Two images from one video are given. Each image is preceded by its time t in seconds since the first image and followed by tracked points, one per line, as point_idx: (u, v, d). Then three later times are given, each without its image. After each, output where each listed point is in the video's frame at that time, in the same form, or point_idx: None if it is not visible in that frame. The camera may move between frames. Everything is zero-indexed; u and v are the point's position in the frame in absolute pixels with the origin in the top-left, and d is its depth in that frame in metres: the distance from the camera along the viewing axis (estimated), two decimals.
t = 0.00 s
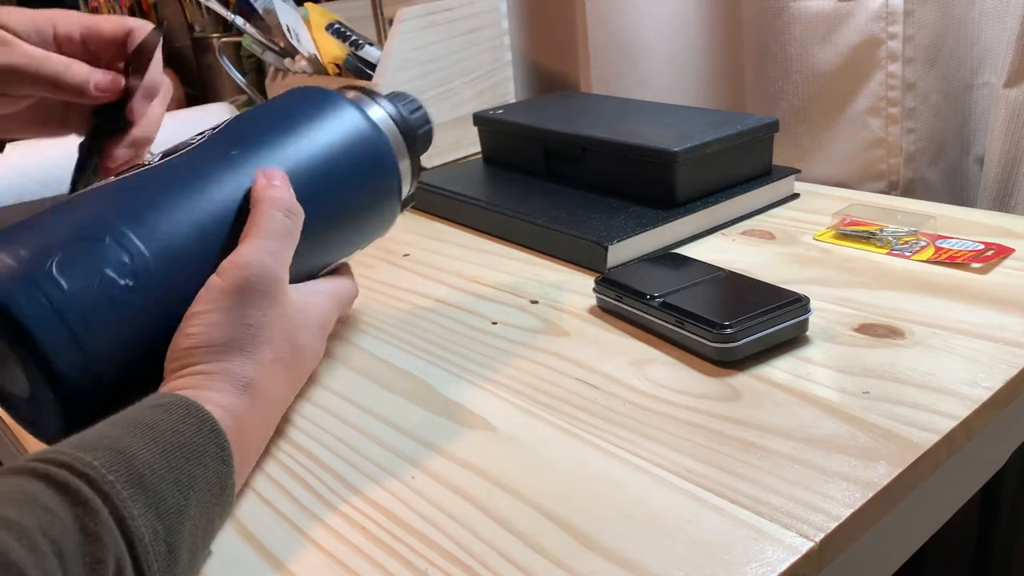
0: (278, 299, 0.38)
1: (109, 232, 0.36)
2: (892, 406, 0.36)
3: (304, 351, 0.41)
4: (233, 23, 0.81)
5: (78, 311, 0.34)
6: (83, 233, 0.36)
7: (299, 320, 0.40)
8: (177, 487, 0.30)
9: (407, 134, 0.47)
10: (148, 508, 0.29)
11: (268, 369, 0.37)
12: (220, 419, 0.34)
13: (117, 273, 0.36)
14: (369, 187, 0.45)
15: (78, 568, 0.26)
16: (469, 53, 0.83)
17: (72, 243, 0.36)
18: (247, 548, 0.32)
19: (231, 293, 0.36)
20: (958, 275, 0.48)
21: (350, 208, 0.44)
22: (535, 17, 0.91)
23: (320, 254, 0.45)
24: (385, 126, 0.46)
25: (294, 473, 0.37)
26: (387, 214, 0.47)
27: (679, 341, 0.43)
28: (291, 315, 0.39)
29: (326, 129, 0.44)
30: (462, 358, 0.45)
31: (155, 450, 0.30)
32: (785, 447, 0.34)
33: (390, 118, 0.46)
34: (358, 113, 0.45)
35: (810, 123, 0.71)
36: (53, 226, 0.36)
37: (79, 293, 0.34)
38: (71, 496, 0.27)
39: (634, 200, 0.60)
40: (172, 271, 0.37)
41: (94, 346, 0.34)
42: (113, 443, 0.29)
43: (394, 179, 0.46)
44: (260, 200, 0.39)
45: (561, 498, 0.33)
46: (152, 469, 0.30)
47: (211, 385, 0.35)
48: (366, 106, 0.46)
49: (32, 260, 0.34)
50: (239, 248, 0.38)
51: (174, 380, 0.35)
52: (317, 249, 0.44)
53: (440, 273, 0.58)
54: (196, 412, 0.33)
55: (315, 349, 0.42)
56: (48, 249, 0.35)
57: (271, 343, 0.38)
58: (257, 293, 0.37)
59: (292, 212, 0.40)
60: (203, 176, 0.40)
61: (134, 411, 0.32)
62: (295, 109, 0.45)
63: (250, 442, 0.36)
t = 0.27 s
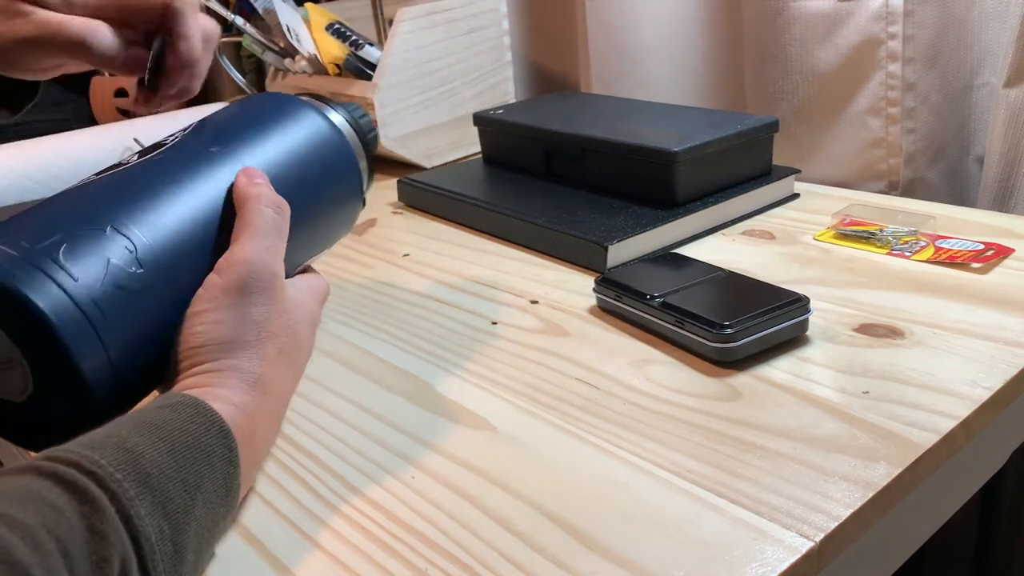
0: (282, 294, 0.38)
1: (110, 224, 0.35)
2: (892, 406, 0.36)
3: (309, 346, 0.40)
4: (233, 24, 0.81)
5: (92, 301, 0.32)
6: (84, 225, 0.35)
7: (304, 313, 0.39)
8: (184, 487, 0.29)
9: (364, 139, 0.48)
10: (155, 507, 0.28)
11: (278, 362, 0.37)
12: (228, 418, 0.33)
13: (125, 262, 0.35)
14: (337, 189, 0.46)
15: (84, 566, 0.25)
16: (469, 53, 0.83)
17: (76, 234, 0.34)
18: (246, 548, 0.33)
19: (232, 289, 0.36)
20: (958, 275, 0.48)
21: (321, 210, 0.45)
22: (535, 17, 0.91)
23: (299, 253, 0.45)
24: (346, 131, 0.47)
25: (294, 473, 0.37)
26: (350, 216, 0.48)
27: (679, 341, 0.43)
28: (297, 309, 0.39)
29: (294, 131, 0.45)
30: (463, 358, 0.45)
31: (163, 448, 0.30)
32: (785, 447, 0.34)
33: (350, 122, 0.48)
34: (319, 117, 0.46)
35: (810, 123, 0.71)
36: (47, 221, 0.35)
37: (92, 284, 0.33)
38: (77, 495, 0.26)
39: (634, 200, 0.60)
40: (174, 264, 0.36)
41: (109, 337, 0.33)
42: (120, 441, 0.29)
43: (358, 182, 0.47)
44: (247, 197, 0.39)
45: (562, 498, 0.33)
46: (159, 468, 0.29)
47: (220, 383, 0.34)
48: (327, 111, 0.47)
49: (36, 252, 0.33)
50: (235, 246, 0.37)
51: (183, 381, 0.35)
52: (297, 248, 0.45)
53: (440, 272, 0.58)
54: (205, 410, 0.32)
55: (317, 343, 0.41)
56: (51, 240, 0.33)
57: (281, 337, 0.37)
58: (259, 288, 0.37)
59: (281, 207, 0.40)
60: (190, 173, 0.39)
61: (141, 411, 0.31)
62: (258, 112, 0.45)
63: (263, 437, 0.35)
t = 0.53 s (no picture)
0: (288, 290, 0.38)
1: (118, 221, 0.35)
2: (892, 406, 0.36)
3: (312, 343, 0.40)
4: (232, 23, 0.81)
5: (111, 297, 0.32)
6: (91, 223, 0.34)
7: (308, 310, 0.39)
8: (195, 479, 0.29)
9: (340, 144, 0.49)
10: (166, 497, 0.27)
11: (289, 356, 0.36)
12: (242, 412, 0.33)
13: (137, 260, 0.34)
14: (317, 194, 0.46)
15: (94, 554, 0.25)
16: (469, 53, 0.83)
17: (86, 230, 0.33)
18: (245, 548, 0.33)
19: (242, 283, 0.36)
20: (958, 275, 0.48)
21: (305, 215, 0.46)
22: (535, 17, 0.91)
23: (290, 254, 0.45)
24: (324, 136, 0.47)
25: (293, 473, 0.37)
26: (330, 222, 0.49)
27: (679, 341, 0.43)
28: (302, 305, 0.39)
29: (277, 137, 0.45)
30: (463, 358, 0.45)
31: (175, 439, 0.29)
32: (785, 447, 0.34)
33: (327, 130, 0.48)
34: (299, 124, 0.46)
35: (810, 123, 0.71)
36: (50, 220, 0.34)
37: (109, 281, 0.32)
38: (88, 483, 0.25)
39: (634, 200, 0.60)
40: (181, 264, 0.36)
41: (128, 333, 0.32)
42: (133, 433, 0.28)
43: (336, 187, 0.48)
44: (246, 194, 0.40)
45: (562, 498, 0.33)
46: (171, 458, 0.28)
47: (236, 375, 0.34)
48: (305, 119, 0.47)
49: (47, 247, 0.32)
50: (241, 240, 0.37)
51: (198, 376, 0.34)
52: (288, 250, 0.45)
53: (440, 272, 0.58)
54: (218, 403, 0.31)
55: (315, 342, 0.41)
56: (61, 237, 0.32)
57: (290, 331, 0.37)
58: (268, 282, 0.37)
59: (280, 203, 0.40)
60: (187, 176, 0.39)
61: (154, 405, 0.31)
62: (240, 119, 0.45)
63: (276, 431, 0.34)
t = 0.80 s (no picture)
0: (296, 290, 0.38)
1: (133, 214, 0.35)
2: (891, 406, 0.36)
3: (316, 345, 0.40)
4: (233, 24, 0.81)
5: (127, 287, 0.32)
6: (108, 213, 0.34)
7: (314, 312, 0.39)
8: (203, 473, 0.29)
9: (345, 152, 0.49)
10: (176, 490, 0.27)
11: (297, 356, 0.36)
12: (251, 408, 0.33)
13: (151, 252, 0.34)
14: (323, 200, 0.46)
15: (105, 546, 0.24)
16: (469, 53, 0.83)
17: (103, 219, 0.33)
18: (245, 548, 0.33)
19: (252, 281, 0.36)
20: (958, 275, 0.48)
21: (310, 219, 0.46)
22: (535, 17, 0.91)
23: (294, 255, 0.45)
24: (330, 144, 0.48)
25: (293, 473, 0.37)
26: (333, 229, 0.49)
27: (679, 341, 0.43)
28: (309, 306, 0.39)
29: (283, 142, 0.45)
30: (463, 358, 0.45)
31: (183, 434, 0.29)
32: (784, 447, 0.34)
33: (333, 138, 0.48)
34: (305, 130, 0.47)
35: (810, 123, 0.71)
36: (66, 209, 0.33)
37: (124, 269, 0.32)
38: (98, 476, 0.25)
39: (634, 200, 0.60)
40: (194, 258, 0.36)
41: (142, 323, 0.32)
42: (143, 429, 0.28)
43: (341, 193, 0.48)
44: (258, 196, 0.40)
45: (562, 498, 0.33)
46: (180, 451, 0.28)
47: (245, 371, 0.34)
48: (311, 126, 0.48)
49: (65, 235, 0.31)
50: (248, 240, 0.37)
51: (208, 372, 0.34)
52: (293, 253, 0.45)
53: (441, 273, 0.58)
54: (227, 399, 0.31)
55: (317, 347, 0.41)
56: (78, 225, 0.32)
57: (298, 331, 0.37)
58: (278, 281, 0.37)
59: (290, 204, 0.40)
60: (198, 173, 0.39)
61: (165, 401, 0.31)
62: (246, 125, 0.45)
63: (284, 429, 0.34)
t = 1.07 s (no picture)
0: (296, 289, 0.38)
1: (135, 213, 0.34)
2: (892, 406, 0.36)
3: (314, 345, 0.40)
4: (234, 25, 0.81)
5: (131, 286, 0.32)
6: (111, 213, 0.34)
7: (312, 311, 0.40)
8: (209, 470, 0.29)
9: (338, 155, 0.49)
10: (182, 487, 0.27)
11: (299, 354, 0.36)
12: (255, 405, 0.33)
13: (154, 251, 0.34)
14: (317, 202, 0.46)
15: (112, 543, 0.24)
16: (469, 53, 0.83)
17: (106, 219, 0.33)
18: (245, 548, 0.33)
19: (253, 280, 0.36)
20: (958, 275, 0.48)
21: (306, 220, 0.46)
22: (535, 18, 0.91)
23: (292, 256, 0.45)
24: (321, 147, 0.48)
25: (293, 473, 0.37)
26: (326, 231, 0.49)
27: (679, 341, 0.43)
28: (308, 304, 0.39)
29: (276, 143, 0.45)
30: (462, 358, 0.45)
31: (189, 431, 0.29)
32: (784, 447, 0.34)
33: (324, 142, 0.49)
34: (298, 134, 0.47)
35: (810, 123, 0.71)
36: (68, 209, 0.33)
37: (129, 268, 0.32)
38: (105, 473, 0.25)
39: (634, 200, 0.60)
40: (195, 258, 0.36)
41: (145, 322, 0.32)
42: (148, 425, 0.28)
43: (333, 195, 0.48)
44: (258, 196, 0.40)
45: (562, 498, 0.33)
46: (186, 448, 0.28)
47: (248, 369, 0.34)
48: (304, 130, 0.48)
49: (68, 234, 0.31)
50: (248, 240, 0.37)
51: (211, 371, 0.34)
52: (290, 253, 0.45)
53: (441, 272, 0.58)
54: (231, 396, 0.32)
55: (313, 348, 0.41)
56: (81, 225, 0.32)
57: (299, 329, 0.37)
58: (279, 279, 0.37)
59: (288, 204, 0.40)
60: (198, 174, 0.39)
61: (169, 399, 0.31)
62: (238, 127, 0.45)
63: (288, 426, 0.34)
